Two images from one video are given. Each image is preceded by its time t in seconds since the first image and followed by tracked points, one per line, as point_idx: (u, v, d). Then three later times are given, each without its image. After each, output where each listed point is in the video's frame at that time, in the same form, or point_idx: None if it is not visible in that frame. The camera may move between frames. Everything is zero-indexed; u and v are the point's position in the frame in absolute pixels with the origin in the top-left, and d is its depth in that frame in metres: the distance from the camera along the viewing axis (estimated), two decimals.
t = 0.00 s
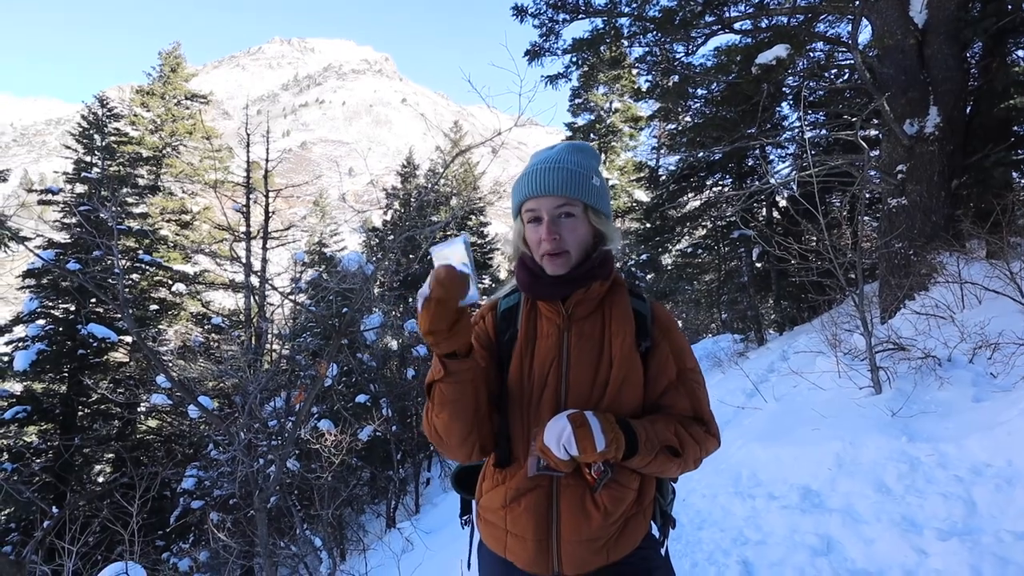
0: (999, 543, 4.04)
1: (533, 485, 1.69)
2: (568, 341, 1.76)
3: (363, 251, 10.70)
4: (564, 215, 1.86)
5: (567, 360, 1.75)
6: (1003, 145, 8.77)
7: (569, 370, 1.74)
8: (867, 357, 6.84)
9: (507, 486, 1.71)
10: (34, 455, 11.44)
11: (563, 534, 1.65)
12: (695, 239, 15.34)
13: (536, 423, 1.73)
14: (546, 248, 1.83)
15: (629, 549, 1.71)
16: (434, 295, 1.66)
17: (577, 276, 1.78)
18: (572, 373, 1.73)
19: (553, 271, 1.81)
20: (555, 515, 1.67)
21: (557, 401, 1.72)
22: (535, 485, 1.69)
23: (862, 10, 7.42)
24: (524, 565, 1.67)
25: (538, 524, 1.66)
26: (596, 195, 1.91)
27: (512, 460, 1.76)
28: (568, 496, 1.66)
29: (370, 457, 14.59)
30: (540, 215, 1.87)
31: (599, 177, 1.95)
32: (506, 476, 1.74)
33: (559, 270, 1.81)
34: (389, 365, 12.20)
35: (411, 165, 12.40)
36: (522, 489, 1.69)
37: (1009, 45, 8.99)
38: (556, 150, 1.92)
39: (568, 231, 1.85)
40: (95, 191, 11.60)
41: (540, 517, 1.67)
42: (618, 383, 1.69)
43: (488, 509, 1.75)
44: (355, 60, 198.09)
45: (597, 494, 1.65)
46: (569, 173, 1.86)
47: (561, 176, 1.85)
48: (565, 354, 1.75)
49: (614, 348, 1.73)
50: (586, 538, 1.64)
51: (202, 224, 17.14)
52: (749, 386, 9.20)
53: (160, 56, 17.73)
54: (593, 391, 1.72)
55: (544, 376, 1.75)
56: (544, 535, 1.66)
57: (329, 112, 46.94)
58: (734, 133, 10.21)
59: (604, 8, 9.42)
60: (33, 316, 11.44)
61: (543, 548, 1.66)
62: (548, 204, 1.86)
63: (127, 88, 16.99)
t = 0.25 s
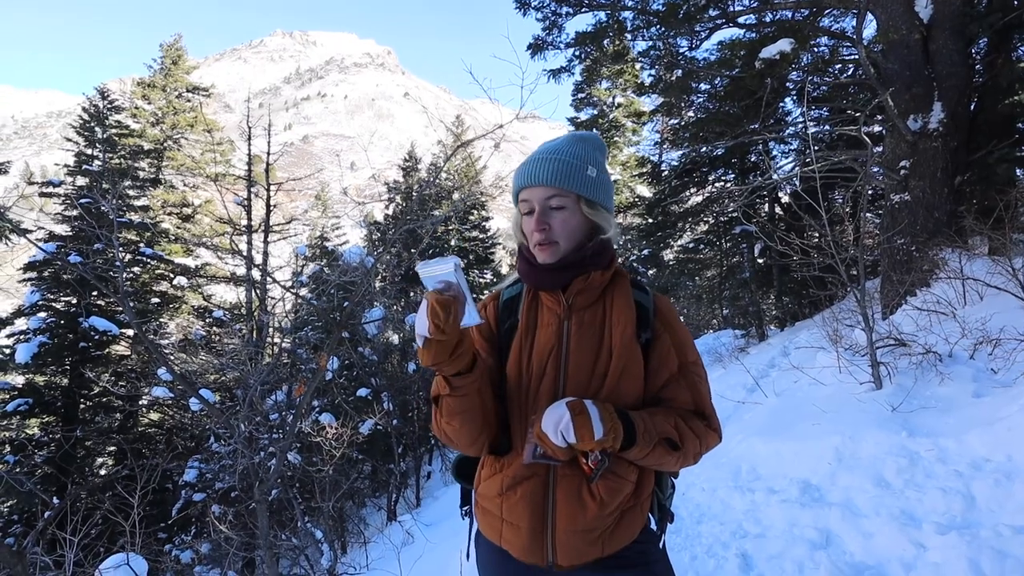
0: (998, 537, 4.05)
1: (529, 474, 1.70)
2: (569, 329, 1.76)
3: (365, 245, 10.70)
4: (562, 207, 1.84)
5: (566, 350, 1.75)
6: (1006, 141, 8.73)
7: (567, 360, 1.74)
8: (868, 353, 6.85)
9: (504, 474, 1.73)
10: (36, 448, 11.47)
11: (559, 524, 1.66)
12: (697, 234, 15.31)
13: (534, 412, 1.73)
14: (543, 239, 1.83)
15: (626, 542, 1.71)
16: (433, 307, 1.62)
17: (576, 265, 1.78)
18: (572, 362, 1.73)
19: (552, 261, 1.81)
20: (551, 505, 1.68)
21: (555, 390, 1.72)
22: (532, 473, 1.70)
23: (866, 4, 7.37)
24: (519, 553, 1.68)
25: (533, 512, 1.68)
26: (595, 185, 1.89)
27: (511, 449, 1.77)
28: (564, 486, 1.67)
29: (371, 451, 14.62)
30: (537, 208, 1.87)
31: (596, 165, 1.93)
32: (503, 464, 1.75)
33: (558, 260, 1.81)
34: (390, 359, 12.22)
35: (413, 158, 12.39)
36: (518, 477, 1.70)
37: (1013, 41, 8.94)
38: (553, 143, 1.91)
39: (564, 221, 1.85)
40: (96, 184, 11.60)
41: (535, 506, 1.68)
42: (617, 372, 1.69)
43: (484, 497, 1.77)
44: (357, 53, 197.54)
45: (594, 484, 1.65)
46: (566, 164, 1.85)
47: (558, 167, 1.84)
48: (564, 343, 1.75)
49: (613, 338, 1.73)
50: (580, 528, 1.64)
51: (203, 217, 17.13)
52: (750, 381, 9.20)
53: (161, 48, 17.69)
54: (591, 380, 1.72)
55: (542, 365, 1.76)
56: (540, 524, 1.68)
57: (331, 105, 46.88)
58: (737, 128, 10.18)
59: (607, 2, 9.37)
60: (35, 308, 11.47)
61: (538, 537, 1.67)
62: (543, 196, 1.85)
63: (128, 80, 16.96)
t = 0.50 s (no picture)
0: (998, 532, 4.05)
1: (524, 467, 1.75)
2: (565, 324, 1.79)
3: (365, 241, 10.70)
4: (562, 202, 1.84)
5: (560, 344, 1.78)
6: (1008, 136, 8.70)
7: (561, 354, 1.77)
8: (868, 348, 6.84)
9: (501, 467, 1.78)
10: (37, 444, 11.50)
11: (551, 519, 1.69)
12: (698, 230, 15.29)
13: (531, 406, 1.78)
14: (542, 233, 1.85)
15: (619, 539, 1.71)
16: (457, 331, 1.71)
17: (573, 260, 1.79)
18: (565, 355, 1.76)
19: (550, 256, 1.83)
20: (543, 499, 1.72)
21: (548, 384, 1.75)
22: (526, 467, 1.74)
23: None
24: (514, 544, 1.74)
25: (526, 505, 1.72)
26: (597, 181, 1.89)
27: (507, 442, 1.82)
28: (555, 481, 1.70)
29: (372, 447, 14.65)
30: (536, 204, 1.88)
31: (599, 159, 1.92)
32: (500, 457, 1.81)
33: (556, 255, 1.83)
34: (390, 355, 12.22)
35: (414, 154, 12.38)
36: (513, 471, 1.75)
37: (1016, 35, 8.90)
38: (557, 139, 1.91)
39: (566, 217, 1.85)
40: (96, 180, 11.59)
41: (528, 499, 1.73)
42: (605, 367, 1.68)
43: (483, 488, 1.84)
44: (357, 49, 197.25)
45: (582, 480, 1.66)
46: (568, 161, 1.85)
47: (559, 164, 1.84)
48: (559, 337, 1.78)
49: (604, 332, 1.72)
50: (571, 525, 1.66)
51: (204, 214, 17.12)
52: (750, 377, 9.20)
53: (161, 44, 17.65)
54: (582, 373, 1.73)
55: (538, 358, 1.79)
56: (532, 517, 1.72)
57: (331, 102, 46.81)
58: (738, 123, 10.16)
59: None
60: (36, 305, 11.48)
61: (531, 529, 1.72)
62: (544, 190, 1.85)
63: (128, 76, 16.94)
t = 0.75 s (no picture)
0: (998, 531, 4.05)
1: (519, 462, 1.75)
2: (562, 319, 1.80)
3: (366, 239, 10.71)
4: (564, 199, 1.84)
5: (556, 338, 1.80)
6: (1011, 135, 8.69)
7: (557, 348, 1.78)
8: (870, 347, 6.84)
9: (498, 461, 1.79)
10: (39, 440, 11.53)
11: (544, 513, 1.69)
12: (699, 229, 15.29)
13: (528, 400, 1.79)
14: (543, 229, 1.84)
15: (614, 535, 1.70)
16: (473, 341, 1.62)
17: (572, 257, 1.79)
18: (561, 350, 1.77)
19: (550, 252, 1.83)
20: (538, 494, 1.72)
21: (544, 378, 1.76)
22: (522, 461, 1.75)
23: None
24: (509, 538, 1.75)
25: (521, 499, 1.73)
26: (601, 180, 1.88)
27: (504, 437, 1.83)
28: (549, 474, 1.71)
29: (373, 445, 14.68)
30: (540, 199, 1.87)
31: (603, 158, 1.91)
32: (497, 452, 1.82)
33: (556, 252, 1.83)
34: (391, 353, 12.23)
35: (415, 152, 12.38)
36: (509, 465, 1.76)
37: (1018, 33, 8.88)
38: (563, 137, 1.90)
39: (571, 215, 1.84)
40: (97, 177, 11.60)
41: (522, 492, 1.73)
42: (600, 360, 1.68)
43: (480, 482, 1.84)
44: (359, 47, 197.13)
45: (575, 474, 1.66)
46: (573, 158, 1.84)
47: (564, 162, 1.83)
48: (555, 332, 1.80)
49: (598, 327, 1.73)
50: (564, 520, 1.66)
51: (206, 211, 17.14)
52: (751, 376, 9.20)
53: (163, 41, 17.64)
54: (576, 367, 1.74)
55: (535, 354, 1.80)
56: (527, 511, 1.73)
57: (333, 99, 46.81)
58: (739, 122, 10.15)
59: None
60: (38, 302, 11.50)
61: (525, 523, 1.73)
62: (548, 186, 1.85)
63: (129, 74, 16.95)
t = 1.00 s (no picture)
0: (1000, 529, 4.05)
1: (517, 460, 1.75)
2: (561, 316, 1.80)
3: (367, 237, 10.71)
4: (564, 197, 1.84)
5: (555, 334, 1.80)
6: (1013, 131, 8.66)
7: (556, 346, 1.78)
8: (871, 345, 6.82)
9: (496, 459, 1.79)
10: (41, 438, 11.57)
11: (542, 510, 1.70)
12: (700, 227, 15.28)
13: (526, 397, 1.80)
14: (543, 226, 1.83)
15: (612, 533, 1.70)
16: (476, 349, 1.62)
17: (572, 253, 1.79)
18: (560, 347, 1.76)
19: (549, 248, 1.82)
20: (537, 491, 1.72)
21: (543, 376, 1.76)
22: (520, 459, 1.75)
23: None
24: (507, 535, 1.75)
25: (520, 497, 1.73)
26: (604, 177, 1.88)
27: (502, 435, 1.83)
28: (548, 471, 1.71)
29: (374, 443, 14.71)
30: (541, 195, 1.86)
31: (605, 157, 1.91)
32: (495, 450, 1.82)
33: (556, 248, 1.82)
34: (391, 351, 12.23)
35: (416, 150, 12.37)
36: (507, 463, 1.76)
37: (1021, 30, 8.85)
38: (567, 135, 1.89)
39: (572, 213, 1.84)
40: (98, 176, 11.61)
41: (520, 490, 1.73)
42: (598, 357, 1.68)
43: (479, 480, 1.84)
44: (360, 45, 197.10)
45: (574, 471, 1.66)
46: (575, 156, 1.83)
47: (567, 158, 1.83)
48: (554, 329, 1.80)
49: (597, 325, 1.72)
50: (563, 517, 1.66)
51: (207, 209, 17.16)
52: (752, 374, 9.20)
53: (164, 40, 17.65)
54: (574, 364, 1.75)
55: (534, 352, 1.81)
56: (525, 508, 1.73)
57: (334, 97, 46.80)
58: (740, 119, 10.14)
59: None
60: (40, 300, 11.53)
61: (523, 521, 1.73)
62: (550, 183, 1.84)
63: (131, 72, 16.95)
